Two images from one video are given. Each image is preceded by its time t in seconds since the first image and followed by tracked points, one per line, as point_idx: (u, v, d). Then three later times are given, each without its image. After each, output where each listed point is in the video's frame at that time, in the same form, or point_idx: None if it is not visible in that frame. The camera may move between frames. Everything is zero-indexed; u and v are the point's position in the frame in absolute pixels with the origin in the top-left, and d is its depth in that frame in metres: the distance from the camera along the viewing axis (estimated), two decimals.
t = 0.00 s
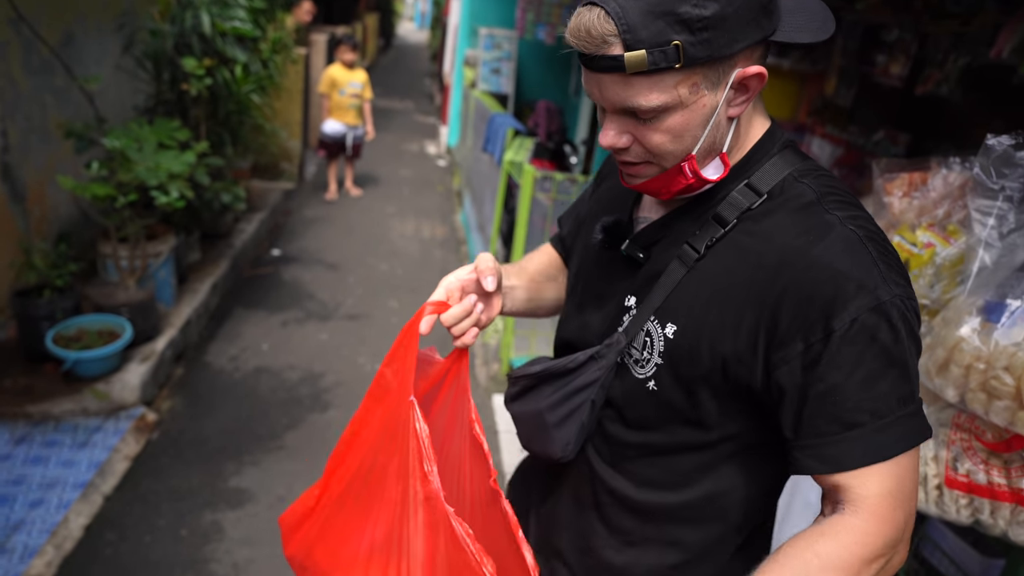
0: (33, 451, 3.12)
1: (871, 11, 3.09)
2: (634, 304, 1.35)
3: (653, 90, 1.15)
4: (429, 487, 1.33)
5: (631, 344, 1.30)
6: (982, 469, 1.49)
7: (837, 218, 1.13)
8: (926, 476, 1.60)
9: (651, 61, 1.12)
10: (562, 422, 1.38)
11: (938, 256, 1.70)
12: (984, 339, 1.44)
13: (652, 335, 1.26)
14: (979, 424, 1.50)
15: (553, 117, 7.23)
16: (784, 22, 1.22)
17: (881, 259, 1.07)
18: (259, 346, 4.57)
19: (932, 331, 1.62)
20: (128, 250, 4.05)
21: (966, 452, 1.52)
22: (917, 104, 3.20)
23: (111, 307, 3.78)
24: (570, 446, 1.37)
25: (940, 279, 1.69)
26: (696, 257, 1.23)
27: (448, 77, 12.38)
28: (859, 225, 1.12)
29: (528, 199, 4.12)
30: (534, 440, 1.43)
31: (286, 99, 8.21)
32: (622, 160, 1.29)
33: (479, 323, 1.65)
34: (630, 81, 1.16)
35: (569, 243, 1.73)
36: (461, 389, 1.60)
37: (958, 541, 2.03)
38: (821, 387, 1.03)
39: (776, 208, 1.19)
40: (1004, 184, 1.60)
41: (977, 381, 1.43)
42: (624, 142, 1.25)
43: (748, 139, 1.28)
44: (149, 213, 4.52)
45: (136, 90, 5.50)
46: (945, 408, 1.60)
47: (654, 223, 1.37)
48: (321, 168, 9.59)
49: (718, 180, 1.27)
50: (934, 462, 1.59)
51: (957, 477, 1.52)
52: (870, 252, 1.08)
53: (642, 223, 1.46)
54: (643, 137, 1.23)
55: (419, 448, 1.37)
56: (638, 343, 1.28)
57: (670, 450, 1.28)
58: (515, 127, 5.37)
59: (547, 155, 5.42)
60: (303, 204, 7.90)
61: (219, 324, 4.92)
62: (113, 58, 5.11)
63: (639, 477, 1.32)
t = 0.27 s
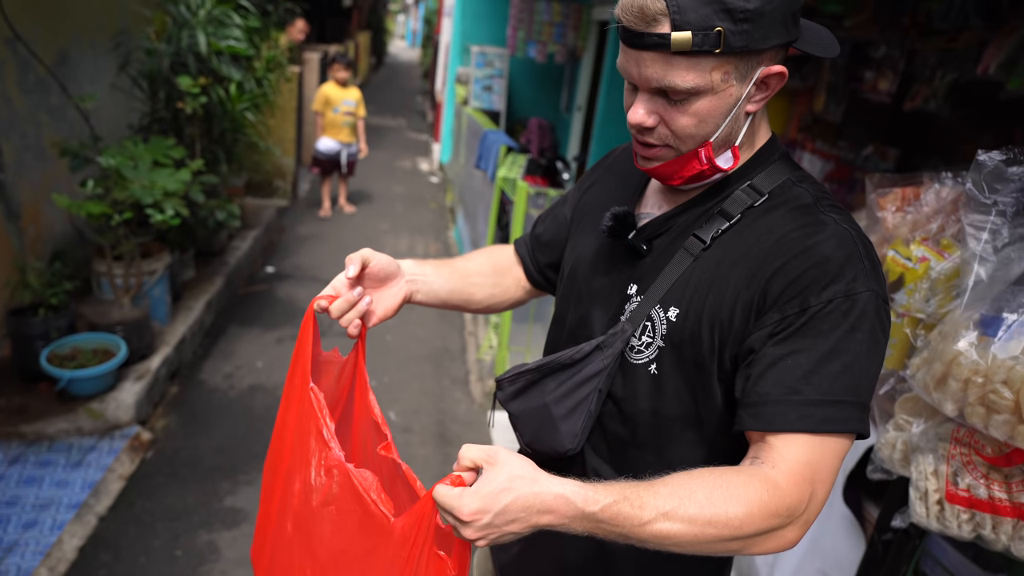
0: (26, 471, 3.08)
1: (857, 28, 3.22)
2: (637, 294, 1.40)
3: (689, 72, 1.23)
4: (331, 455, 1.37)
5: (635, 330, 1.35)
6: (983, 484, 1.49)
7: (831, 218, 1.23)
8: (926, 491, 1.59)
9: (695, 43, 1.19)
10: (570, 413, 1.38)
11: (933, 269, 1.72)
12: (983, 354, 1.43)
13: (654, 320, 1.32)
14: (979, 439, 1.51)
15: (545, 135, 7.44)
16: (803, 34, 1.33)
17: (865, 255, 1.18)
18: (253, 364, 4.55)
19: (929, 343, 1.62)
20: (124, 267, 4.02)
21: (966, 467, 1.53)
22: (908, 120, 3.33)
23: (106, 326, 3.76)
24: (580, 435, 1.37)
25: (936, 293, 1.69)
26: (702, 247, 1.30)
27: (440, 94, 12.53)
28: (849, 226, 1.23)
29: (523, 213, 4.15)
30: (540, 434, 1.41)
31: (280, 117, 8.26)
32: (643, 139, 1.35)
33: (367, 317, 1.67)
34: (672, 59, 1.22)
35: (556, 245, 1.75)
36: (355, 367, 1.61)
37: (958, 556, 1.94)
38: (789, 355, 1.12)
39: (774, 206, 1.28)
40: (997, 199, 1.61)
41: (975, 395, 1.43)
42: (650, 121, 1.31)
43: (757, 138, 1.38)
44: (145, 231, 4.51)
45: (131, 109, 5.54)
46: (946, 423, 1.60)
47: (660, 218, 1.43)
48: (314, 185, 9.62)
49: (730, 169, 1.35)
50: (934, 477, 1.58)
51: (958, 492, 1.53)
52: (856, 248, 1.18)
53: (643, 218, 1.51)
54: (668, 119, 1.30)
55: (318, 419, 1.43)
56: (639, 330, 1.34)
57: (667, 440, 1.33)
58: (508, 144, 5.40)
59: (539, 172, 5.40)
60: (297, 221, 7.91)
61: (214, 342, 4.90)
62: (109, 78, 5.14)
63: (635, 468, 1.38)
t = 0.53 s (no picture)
0: (26, 498, 3.04)
1: (845, 47, 3.29)
2: (624, 289, 1.42)
3: (676, 78, 1.27)
4: (314, 421, 1.41)
5: (622, 323, 1.36)
6: (991, 502, 1.49)
7: (804, 215, 1.29)
8: (935, 509, 1.60)
9: (681, 52, 1.23)
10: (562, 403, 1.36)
11: (933, 286, 1.72)
12: (986, 370, 1.44)
13: (640, 311, 1.34)
14: (986, 455, 1.51)
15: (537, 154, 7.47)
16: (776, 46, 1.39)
17: (833, 245, 1.23)
18: (250, 387, 4.52)
19: (932, 360, 1.63)
20: (122, 291, 4.02)
21: (973, 484, 1.53)
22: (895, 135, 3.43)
23: (105, 351, 3.74)
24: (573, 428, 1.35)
25: (936, 310, 1.69)
26: (685, 242, 1.33)
27: (431, 116, 12.69)
28: (819, 221, 1.28)
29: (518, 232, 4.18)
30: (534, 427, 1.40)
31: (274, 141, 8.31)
32: (629, 141, 1.39)
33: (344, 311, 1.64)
34: (661, 65, 1.26)
35: (543, 251, 1.74)
36: (326, 359, 1.62)
37: None
38: (761, 325, 1.15)
39: (751, 205, 1.32)
40: (997, 217, 1.61)
41: (981, 412, 1.43)
42: (640, 124, 1.35)
43: (735, 143, 1.42)
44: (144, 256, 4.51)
45: (127, 134, 5.58)
46: (951, 441, 1.60)
47: (644, 220, 1.45)
48: (307, 207, 9.66)
49: (713, 170, 1.39)
50: (942, 495, 1.59)
51: (966, 509, 1.54)
52: (825, 239, 1.23)
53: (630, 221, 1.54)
54: (656, 122, 1.34)
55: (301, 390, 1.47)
56: (627, 322, 1.36)
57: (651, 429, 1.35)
58: (500, 164, 5.43)
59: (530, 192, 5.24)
60: (290, 243, 7.93)
61: (210, 365, 4.88)
62: (107, 105, 5.18)
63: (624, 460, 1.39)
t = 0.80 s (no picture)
0: (25, 527, 2.98)
1: (837, 66, 3.37)
2: (618, 304, 1.41)
3: (677, 73, 1.30)
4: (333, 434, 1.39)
5: (619, 336, 1.35)
6: (1002, 516, 1.49)
7: (787, 223, 1.30)
8: (945, 524, 1.59)
9: (685, 48, 1.27)
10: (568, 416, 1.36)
11: (937, 301, 1.68)
12: (994, 385, 1.41)
13: (636, 324, 1.34)
14: (995, 470, 1.50)
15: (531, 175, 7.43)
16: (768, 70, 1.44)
17: (818, 251, 1.24)
18: (249, 411, 4.49)
19: (937, 376, 1.59)
20: (120, 318, 3.90)
21: (984, 499, 1.52)
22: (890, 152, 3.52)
23: (102, 378, 3.71)
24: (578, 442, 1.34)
25: (940, 326, 1.64)
26: (676, 254, 1.33)
27: (424, 138, 12.84)
28: (802, 228, 1.30)
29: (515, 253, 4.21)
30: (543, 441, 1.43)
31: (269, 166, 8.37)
32: (625, 135, 1.41)
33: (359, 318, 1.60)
34: (665, 59, 1.30)
35: (536, 274, 1.75)
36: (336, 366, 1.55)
37: None
38: (753, 331, 1.15)
39: (737, 216, 1.34)
40: (1001, 232, 1.56)
41: (990, 427, 1.40)
42: (638, 118, 1.37)
43: (723, 155, 1.45)
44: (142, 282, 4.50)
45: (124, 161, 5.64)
46: (960, 456, 1.60)
47: (636, 236, 1.45)
48: (302, 231, 9.70)
49: (704, 173, 1.39)
50: (952, 510, 1.58)
51: (977, 524, 1.53)
52: (809, 246, 1.25)
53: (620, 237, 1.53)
54: (652, 118, 1.37)
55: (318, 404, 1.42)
56: (624, 334, 1.35)
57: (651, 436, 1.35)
58: (495, 185, 5.45)
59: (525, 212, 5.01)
60: (286, 266, 7.95)
61: (208, 389, 4.85)
62: (106, 133, 5.23)
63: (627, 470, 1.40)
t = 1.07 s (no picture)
0: (18, 568, 2.90)
1: (824, 91, 3.44)
2: (628, 325, 1.43)
3: (682, 92, 1.33)
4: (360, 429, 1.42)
5: (631, 358, 1.36)
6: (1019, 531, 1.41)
7: (795, 251, 1.32)
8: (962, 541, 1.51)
9: (690, 67, 1.31)
10: (580, 439, 1.33)
11: (939, 317, 1.63)
12: (1003, 399, 1.36)
13: (648, 346, 1.35)
14: (1009, 484, 1.43)
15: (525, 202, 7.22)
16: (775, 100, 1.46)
17: (825, 279, 1.26)
18: (246, 443, 4.43)
19: (944, 391, 1.54)
20: (117, 350, 3.86)
21: (999, 514, 1.45)
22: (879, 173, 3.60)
23: (98, 411, 3.66)
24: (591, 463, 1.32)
25: (944, 342, 1.59)
26: (686, 278, 1.35)
27: (416, 167, 12.97)
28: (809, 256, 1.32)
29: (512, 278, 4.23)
30: (552, 465, 1.35)
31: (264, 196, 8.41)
32: (629, 149, 1.44)
33: (397, 315, 1.64)
34: (671, 77, 1.34)
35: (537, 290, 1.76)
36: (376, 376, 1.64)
37: None
38: (769, 363, 1.17)
39: (745, 242, 1.35)
40: (1001, 248, 1.52)
41: (1001, 441, 1.35)
42: (643, 132, 1.40)
43: (726, 178, 1.46)
44: (139, 313, 4.47)
45: (121, 193, 5.65)
46: (972, 470, 1.53)
47: (645, 257, 1.46)
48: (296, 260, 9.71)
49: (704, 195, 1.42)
50: (968, 525, 1.51)
51: (993, 540, 1.45)
52: (817, 273, 1.27)
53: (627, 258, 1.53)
54: (657, 135, 1.39)
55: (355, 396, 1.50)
56: (636, 356, 1.36)
57: (664, 457, 1.36)
58: (490, 212, 5.47)
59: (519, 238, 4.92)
60: (280, 295, 7.94)
61: (204, 421, 4.79)
62: (103, 166, 5.26)
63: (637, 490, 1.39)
